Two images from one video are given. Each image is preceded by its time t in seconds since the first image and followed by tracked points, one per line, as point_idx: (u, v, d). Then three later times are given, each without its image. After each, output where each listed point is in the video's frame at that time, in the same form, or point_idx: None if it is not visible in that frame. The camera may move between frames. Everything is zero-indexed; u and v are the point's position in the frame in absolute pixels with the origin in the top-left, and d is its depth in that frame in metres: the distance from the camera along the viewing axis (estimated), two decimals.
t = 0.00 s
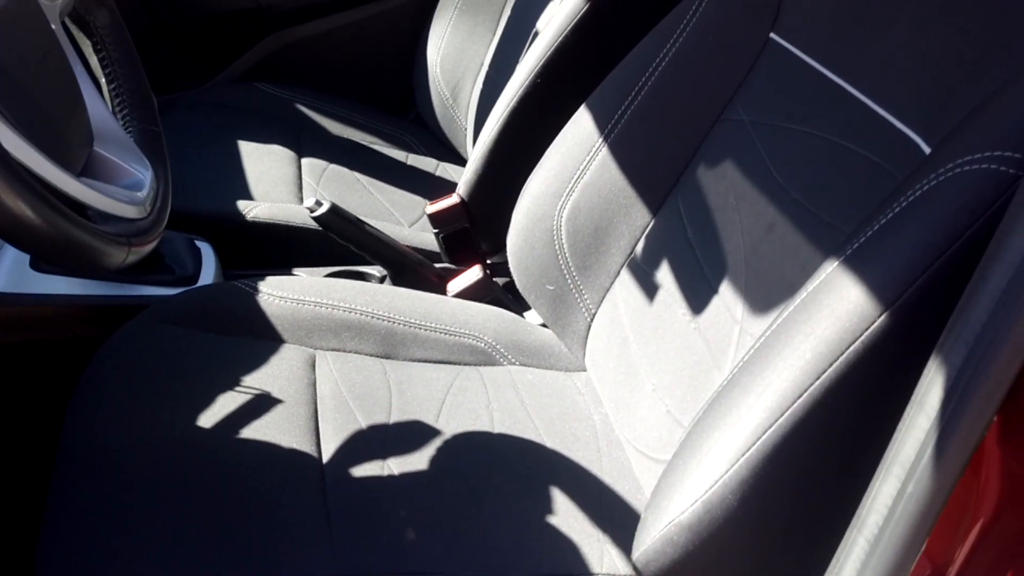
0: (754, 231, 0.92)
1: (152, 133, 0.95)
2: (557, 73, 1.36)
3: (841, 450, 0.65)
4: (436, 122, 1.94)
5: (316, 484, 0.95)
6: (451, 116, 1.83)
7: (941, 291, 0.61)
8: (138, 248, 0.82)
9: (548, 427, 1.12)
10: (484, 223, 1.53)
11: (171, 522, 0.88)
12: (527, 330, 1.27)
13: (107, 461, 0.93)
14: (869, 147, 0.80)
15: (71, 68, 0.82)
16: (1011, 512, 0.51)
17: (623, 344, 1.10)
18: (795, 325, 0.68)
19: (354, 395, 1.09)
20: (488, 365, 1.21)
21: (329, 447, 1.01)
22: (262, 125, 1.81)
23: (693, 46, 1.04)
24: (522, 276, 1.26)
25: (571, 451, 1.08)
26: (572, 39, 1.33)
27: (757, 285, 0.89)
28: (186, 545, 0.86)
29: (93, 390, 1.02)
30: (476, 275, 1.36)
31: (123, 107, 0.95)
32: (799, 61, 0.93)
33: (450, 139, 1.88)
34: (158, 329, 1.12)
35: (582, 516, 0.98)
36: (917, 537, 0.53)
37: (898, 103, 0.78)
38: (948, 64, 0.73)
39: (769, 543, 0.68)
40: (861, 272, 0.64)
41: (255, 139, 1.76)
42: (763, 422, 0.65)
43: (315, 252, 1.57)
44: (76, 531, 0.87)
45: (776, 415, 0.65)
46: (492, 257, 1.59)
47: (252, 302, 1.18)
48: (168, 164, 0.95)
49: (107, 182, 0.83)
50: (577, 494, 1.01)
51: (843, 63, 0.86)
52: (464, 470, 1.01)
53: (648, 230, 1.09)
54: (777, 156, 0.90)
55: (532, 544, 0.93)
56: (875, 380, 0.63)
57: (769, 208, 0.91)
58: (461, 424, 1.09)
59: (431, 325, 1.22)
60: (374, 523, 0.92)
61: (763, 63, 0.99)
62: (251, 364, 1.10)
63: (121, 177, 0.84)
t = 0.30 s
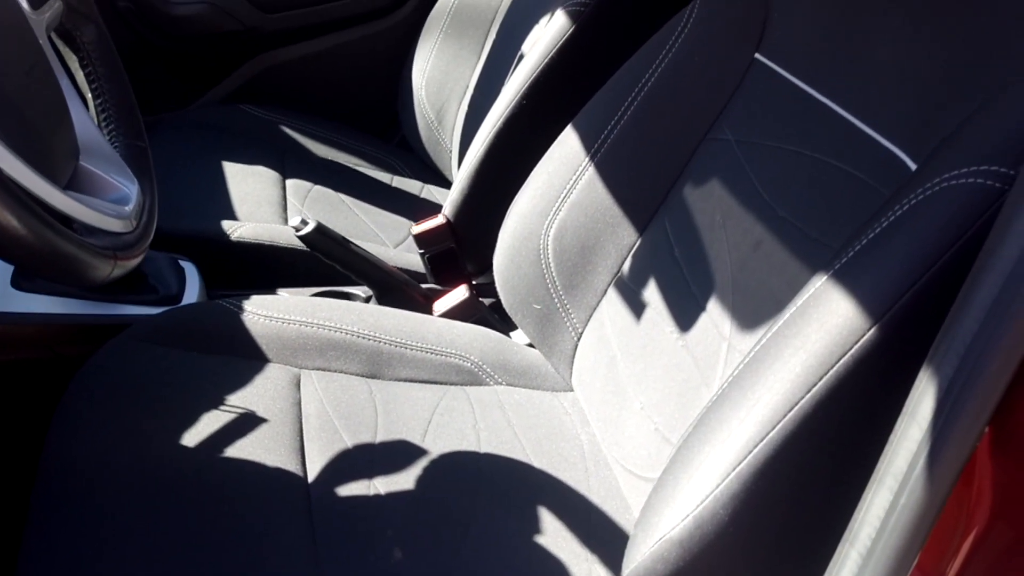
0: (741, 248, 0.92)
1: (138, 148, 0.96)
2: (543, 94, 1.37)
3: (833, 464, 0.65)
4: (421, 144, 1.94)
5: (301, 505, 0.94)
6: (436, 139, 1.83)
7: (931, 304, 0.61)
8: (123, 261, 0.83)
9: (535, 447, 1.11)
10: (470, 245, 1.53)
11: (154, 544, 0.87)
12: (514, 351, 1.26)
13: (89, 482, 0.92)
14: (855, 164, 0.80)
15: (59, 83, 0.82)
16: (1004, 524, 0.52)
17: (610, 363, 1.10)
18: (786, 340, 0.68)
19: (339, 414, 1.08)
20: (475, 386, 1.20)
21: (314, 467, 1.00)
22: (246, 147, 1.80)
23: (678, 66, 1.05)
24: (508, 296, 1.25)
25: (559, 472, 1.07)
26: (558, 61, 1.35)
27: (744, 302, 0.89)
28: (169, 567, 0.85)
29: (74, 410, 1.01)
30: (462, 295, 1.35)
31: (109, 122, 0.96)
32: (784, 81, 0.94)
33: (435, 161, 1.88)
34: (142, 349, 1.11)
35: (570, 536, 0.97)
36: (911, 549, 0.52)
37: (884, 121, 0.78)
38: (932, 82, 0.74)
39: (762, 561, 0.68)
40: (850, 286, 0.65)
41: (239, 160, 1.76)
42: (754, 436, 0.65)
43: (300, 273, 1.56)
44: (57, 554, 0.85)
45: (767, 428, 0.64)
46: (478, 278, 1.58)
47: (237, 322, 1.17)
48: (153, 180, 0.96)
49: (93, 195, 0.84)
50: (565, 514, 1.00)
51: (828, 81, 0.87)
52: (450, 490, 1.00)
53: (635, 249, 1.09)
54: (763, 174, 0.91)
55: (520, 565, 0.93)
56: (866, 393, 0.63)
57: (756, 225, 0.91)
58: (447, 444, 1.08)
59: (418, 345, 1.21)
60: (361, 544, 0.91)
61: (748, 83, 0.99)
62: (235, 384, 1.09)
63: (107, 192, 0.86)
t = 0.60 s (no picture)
0: (736, 266, 0.93)
1: (135, 161, 0.98)
2: (537, 115, 1.38)
3: (830, 477, 0.65)
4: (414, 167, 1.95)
5: (294, 521, 0.93)
6: (430, 163, 1.83)
7: (927, 316, 0.62)
8: (120, 271, 0.84)
9: (529, 465, 1.11)
10: (463, 266, 1.53)
11: (144, 559, 0.86)
12: (507, 371, 1.26)
13: (80, 498, 0.91)
14: (848, 181, 0.81)
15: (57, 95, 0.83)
16: (1004, 531, 0.52)
17: (605, 382, 1.10)
18: (782, 353, 0.68)
19: (332, 432, 1.08)
20: (468, 405, 1.19)
21: (307, 483, 0.99)
22: (241, 168, 1.81)
23: (672, 87, 1.06)
24: (502, 315, 1.25)
25: (553, 491, 1.07)
26: (553, 83, 1.36)
27: (739, 318, 0.90)
28: None
29: (65, 425, 1.00)
30: (457, 313, 1.36)
31: (106, 135, 0.98)
32: (777, 101, 0.95)
33: (429, 185, 1.88)
34: (134, 365, 1.10)
35: (565, 553, 0.97)
36: (909, 559, 0.52)
37: (876, 138, 0.79)
38: (923, 100, 0.75)
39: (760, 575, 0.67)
40: (846, 299, 0.65)
41: (233, 180, 1.76)
42: (751, 448, 0.65)
43: (293, 292, 1.56)
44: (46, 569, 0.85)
45: (764, 440, 0.64)
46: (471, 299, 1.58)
47: (230, 339, 1.17)
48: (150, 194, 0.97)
49: (90, 207, 0.86)
50: (559, 532, 1.00)
51: (820, 100, 0.88)
52: (444, 508, 1.00)
53: (629, 268, 1.09)
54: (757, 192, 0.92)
55: None
56: (862, 406, 0.63)
57: (750, 243, 0.92)
58: (440, 462, 1.07)
59: (411, 363, 1.21)
60: (354, 560, 0.91)
61: (741, 103, 1.00)
62: (228, 400, 1.08)
63: (103, 204, 0.87)
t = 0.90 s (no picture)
0: (729, 286, 0.93)
1: (130, 181, 0.98)
2: (530, 140, 1.39)
3: (824, 493, 0.64)
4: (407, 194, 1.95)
5: (286, 542, 0.93)
6: (425, 190, 1.83)
7: (920, 330, 0.62)
8: (115, 287, 0.85)
9: (523, 488, 1.10)
10: (458, 291, 1.53)
11: None
12: (502, 394, 1.26)
13: (70, 518, 0.91)
14: (841, 199, 0.82)
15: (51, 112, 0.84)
16: (999, 543, 0.54)
17: (599, 404, 1.10)
18: (776, 369, 0.68)
19: (325, 454, 1.07)
20: (462, 428, 1.19)
21: (299, 505, 0.98)
22: (236, 194, 1.81)
23: (664, 110, 1.07)
24: (497, 338, 1.25)
25: (547, 513, 1.06)
26: (546, 108, 1.37)
27: (732, 337, 0.90)
28: None
29: (57, 447, 1.00)
30: (451, 336, 1.36)
31: (102, 154, 0.98)
32: (768, 122, 0.96)
33: (423, 212, 1.89)
34: (127, 387, 1.10)
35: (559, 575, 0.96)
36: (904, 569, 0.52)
37: (866, 158, 0.80)
38: (913, 118, 0.76)
39: None
40: (839, 314, 0.65)
41: (227, 205, 1.77)
42: (745, 463, 0.65)
43: (286, 317, 1.56)
44: None
45: (758, 455, 0.64)
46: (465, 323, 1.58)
47: (224, 362, 1.17)
48: (146, 212, 0.97)
49: (85, 223, 0.86)
50: (553, 554, 0.99)
51: (812, 121, 0.89)
52: (438, 530, 0.99)
53: (623, 290, 1.09)
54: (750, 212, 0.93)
55: None
56: (857, 421, 0.63)
57: (743, 262, 0.92)
58: (434, 484, 1.06)
59: (405, 386, 1.21)
60: None
61: (733, 125, 1.01)
62: (221, 422, 1.08)
63: (97, 222, 0.87)
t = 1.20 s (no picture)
0: (722, 304, 0.93)
1: (122, 199, 0.99)
2: (523, 163, 1.40)
3: (820, 508, 0.64)
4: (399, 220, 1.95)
5: (277, 563, 0.92)
6: (417, 218, 1.83)
7: (913, 343, 0.62)
8: (107, 302, 0.85)
9: (516, 510, 1.09)
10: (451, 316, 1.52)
11: None
12: (494, 417, 1.25)
13: (58, 539, 0.90)
14: (832, 217, 0.82)
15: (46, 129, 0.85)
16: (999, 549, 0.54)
17: (592, 425, 1.09)
18: (770, 383, 0.68)
19: (317, 475, 1.07)
20: (454, 451, 1.18)
21: (291, 526, 0.98)
22: (229, 219, 1.81)
23: (656, 132, 1.08)
24: (489, 360, 1.25)
25: (540, 535, 1.06)
26: (539, 132, 1.38)
27: (725, 356, 0.90)
28: None
29: (46, 467, 0.99)
30: (444, 358, 1.36)
31: (96, 172, 0.99)
32: (759, 143, 0.97)
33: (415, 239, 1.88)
34: (117, 408, 1.09)
35: None
36: None
37: (856, 176, 0.81)
38: (903, 136, 0.77)
39: None
40: (833, 328, 0.66)
41: (220, 230, 1.77)
42: (740, 478, 0.65)
43: (278, 341, 1.56)
44: None
45: (753, 469, 0.65)
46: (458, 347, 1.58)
47: (215, 384, 1.16)
48: (138, 230, 0.98)
49: (78, 240, 0.86)
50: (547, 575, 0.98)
51: (803, 140, 0.90)
52: (430, 551, 0.98)
53: (616, 310, 1.09)
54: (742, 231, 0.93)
55: None
56: (851, 435, 0.63)
57: (735, 281, 0.93)
58: (427, 506, 1.06)
59: (397, 409, 1.20)
60: None
61: (724, 146, 1.02)
62: (212, 444, 1.07)
63: (89, 238, 0.88)
